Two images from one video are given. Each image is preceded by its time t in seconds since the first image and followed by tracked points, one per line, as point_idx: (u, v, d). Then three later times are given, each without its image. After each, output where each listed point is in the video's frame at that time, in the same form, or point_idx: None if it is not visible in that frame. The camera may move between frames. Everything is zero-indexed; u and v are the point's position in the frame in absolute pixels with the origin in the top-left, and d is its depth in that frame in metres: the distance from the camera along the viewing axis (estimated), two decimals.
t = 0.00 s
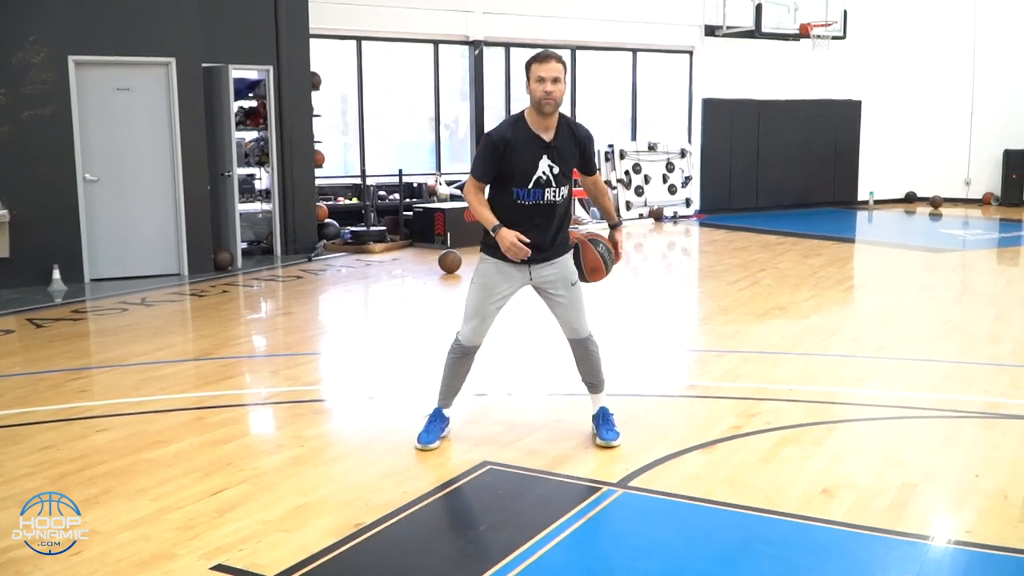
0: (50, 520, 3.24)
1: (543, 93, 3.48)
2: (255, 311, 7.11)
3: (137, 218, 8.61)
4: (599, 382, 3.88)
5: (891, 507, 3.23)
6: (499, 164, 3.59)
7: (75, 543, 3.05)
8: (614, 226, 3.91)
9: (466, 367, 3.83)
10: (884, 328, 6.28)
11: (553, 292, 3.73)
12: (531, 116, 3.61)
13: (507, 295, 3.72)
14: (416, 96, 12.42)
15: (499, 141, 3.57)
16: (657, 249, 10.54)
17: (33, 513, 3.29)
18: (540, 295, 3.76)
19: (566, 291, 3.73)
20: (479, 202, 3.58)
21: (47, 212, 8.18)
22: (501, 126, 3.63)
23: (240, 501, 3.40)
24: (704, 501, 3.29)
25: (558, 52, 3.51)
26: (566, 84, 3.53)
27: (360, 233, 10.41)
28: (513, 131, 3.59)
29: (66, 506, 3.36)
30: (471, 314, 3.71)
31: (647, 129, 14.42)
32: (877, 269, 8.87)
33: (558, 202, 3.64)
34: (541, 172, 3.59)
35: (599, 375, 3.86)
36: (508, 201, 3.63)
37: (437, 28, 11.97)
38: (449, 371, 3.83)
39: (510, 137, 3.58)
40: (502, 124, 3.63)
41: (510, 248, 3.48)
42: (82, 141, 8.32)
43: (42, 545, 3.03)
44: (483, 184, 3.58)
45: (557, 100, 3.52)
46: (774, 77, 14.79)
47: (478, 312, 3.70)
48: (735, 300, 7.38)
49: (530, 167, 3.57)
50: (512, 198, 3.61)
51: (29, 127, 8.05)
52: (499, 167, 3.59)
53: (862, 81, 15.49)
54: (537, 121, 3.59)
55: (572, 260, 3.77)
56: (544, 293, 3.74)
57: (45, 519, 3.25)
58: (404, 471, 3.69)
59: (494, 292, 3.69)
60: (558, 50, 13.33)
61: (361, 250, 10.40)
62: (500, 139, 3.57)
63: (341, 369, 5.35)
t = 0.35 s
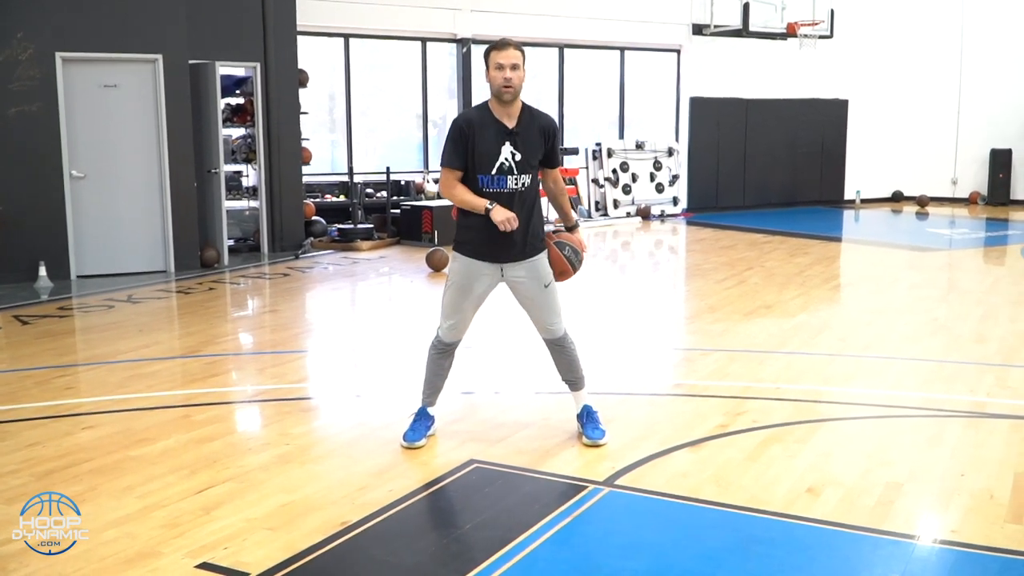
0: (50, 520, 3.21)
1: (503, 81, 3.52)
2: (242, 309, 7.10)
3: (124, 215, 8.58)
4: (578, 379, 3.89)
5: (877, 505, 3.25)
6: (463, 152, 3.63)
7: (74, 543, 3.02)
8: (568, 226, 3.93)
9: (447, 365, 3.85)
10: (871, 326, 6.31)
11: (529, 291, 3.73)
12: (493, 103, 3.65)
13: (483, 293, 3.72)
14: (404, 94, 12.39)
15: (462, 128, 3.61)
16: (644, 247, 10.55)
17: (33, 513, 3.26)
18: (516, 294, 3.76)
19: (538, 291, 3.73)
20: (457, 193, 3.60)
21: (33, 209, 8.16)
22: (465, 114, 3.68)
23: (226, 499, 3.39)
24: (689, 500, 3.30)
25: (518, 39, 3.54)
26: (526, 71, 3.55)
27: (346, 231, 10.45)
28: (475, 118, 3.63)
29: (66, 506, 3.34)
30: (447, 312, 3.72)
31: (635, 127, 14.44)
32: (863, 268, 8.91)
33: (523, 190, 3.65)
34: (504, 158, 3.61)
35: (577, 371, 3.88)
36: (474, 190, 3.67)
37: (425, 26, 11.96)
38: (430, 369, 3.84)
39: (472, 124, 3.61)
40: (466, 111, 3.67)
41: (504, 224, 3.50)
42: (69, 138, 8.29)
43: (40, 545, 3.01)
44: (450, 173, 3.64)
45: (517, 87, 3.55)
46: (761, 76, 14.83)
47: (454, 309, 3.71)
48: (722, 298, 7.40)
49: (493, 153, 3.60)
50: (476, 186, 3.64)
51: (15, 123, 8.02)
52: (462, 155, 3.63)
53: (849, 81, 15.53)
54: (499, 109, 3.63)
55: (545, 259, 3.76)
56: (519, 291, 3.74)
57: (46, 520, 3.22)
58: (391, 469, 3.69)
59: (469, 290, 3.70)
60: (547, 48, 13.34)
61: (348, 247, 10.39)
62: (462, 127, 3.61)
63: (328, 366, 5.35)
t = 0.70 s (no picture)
0: (51, 520, 3.22)
1: (509, 102, 3.49)
2: (234, 311, 7.08)
3: (115, 216, 8.56)
4: (576, 386, 3.89)
5: (869, 510, 3.26)
6: (462, 166, 3.61)
7: (74, 543, 3.03)
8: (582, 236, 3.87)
9: (443, 371, 3.83)
10: (863, 331, 6.31)
11: (528, 297, 3.73)
12: (492, 116, 3.63)
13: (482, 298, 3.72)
14: (397, 96, 12.39)
15: (461, 142, 3.59)
16: (637, 251, 10.57)
17: (33, 513, 3.26)
18: (515, 300, 3.76)
19: (538, 295, 3.73)
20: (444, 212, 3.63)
21: (29, 210, 8.15)
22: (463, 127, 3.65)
23: (217, 501, 3.39)
24: (680, 504, 3.30)
25: (523, 57, 3.50)
26: (531, 90, 3.53)
27: (339, 234, 10.39)
28: (475, 132, 3.60)
29: (65, 506, 3.34)
30: (445, 318, 3.70)
31: (628, 131, 14.45)
32: (855, 273, 8.93)
33: (524, 201, 3.66)
34: (505, 171, 3.60)
35: (576, 378, 3.87)
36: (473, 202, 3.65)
37: (418, 29, 11.96)
38: (426, 375, 3.83)
39: (472, 138, 3.60)
40: (464, 124, 3.64)
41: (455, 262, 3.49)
42: (61, 138, 8.27)
43: (41, 545, 3.01)
44: (450, 186, 3.63)
45: (522, 106, 3.53)
46: (754, 80, 14.85)
47: (451, 315, 3.69)
48: (714, 302, 7.41)
49: (494, 168, 3.58)
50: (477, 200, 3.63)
51: (6, 124, 8.00)
52: (463, 168, 3.61)
53: (841, 86, 15.56)
54: (499, 122, 3.61)
55: (545, 265, 3.76)
56: (518, 297, 3.74)
57: (45, 519, 3.23)
58: (381, 473, 3.68)
59: (466, 295, 3.69)
60: (539, 51, 13.35)
61: (341, 250, 10.37)
62: (461, 141, 3.59)
63: (320, 369, 5.34)
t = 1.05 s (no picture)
0: (50, 520, 3.24)
1: (485, 99, 3.50)
2: (230, 314, 7.08)
3: (111, 220, 8.56)
4: (569, 387, 3.88)
5: (865, 513, 3.25)
6: (446, 168, 3.63)
7: (74, 543, 3.05)
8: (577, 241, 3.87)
9: (435, 373, 3.83)
10: (858, 334, 6.32)
11: (518, 299, 3.72)
12: (474, 118, 3.64)
13: (473, 299, 3.72)
14: (393, 99, 12.40)
15: (443, 145, 3.61)
16: (633, 254, 10.57)
17: (33, 513, 3.29)
18: (505, 301, 3.75)
19: (527, 298, 3.72)
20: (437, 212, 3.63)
21: (27, 214, 8.15)
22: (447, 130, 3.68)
23: (213, 505, 3.39)
24: (676, 508, 3.30)
25: (500, 55, 3.51)
26: (508, 87, 3.53)
27: (335, 237, 10.35)
28: (457, 134, 3.62)
29: (65, 507, 3.37)
30: (435, 319, 3.69)
31: (624, 134, 14.46)
32: (851, 276, 8.93)
33: (508, 203, 3.65)
34: (487, 172, 3.60)
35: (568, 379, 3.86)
36: (458, 205, 3.66)
37: (415, 32, 11.96)
38: (418, 377, 3.83)
39: (454, 140, 3.61)
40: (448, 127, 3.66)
41: (460, 252, 3.47)
42: (57, 141, 8.27)
43: (41, 545, 3.04)
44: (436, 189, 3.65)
45: (500, 104, 3.53)
46: (750, 84, 14.86)
47: (442, 316, 3.69)
48: (710, 306, 7.41)
49: (474, 168, 3.59)
50: (460, 202, 3.64)
51: (3, 127, 8.00)
52: (446, 170, 3.62)
53: (838, 89, 15.57)
54: (480, 123, 3.62)
55: (534, 267, 3.76)
56: (508, 299, 3.73)
57: (45, 520, 3.26)
58: (377, 477, 3.67)
59: (457, 297, 3.69)
60: (536, 55, 13.36)
61: (336, 254, 10.35)
62: (443, 144, 3.61)
63: (316, 373, 5.34)
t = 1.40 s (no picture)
0: (51, 520, 3.26)
1: (489, 89, 3.51)
2: (229, 316, 7.08)
3: (111, 222, 8.56)
4: (567, 388, 3.87)
5: (865, 514, 3.25)
6: (451, 161, 3.64)
7: (74, 543, 3.07)
8: (580, 235, 3.86)
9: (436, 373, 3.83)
10: (857, 335, 6.32)
11: (518, 298, 3.72)
12: (478, 111, 3.65)
13: (475, 299, 3.72)
14: (392, 101, 12.39)
15: (447, 138, 3.63)
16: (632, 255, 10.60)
17: (32, 513, 3.30)
18: (506, 301, 3.75)
19: (529, 298, 3.72)
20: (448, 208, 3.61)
21: (25, 216, 8.15)
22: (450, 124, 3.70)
23: (212, 507, 3.38)
24: (676, 509, 3.30)
25: (502, 47, 3.54)
26: (511, 78, 3.56)
27: (334, 238, 10.39)
28: (459, 126, 3.64)
29: (65, 507, 3.38)
30: (437, 319, 3.69)
31: (624, 135, 14.47)
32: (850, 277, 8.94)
33: (511, 196, 3.65)
34: (491, 164, 3.61)
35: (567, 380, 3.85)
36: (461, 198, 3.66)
37: (413, 33, 11.96)
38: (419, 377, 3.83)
39: (458, 133, 3.63)
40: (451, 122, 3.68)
41: (480, 236, 3.50)
42: (56, 142, 8.27)
43: (41, 546, 3.05)
44: (440, 183, 3.65)
45: (503, 95, 3.55)
46: (748, 85, 14.87)
47: (443, 315, 3.69)
48: (709, 307, 7.40)
49: (478, 160, 3.60)
50: (465, 196, 3.64)
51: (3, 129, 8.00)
52: (449, 163, 3.63)
53: (836, 90, 15.57)
54: (483, 116, 3.63)
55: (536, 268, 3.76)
56: (508, 298, 3.74)
57: (45, 520, 3.27)
58: (378, 478, 3.67)
59: (458, 296, 3.69)
60: (535, 56, 13.36)
61: (336, 255, 10.35)
62: (447, 137, 3.63)
63: (316, 374, 5.34)
